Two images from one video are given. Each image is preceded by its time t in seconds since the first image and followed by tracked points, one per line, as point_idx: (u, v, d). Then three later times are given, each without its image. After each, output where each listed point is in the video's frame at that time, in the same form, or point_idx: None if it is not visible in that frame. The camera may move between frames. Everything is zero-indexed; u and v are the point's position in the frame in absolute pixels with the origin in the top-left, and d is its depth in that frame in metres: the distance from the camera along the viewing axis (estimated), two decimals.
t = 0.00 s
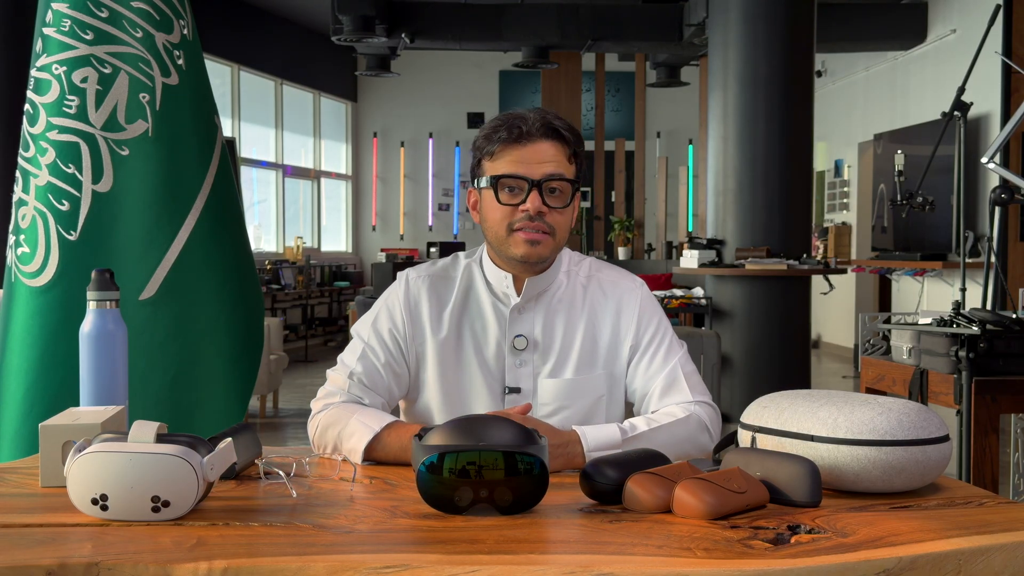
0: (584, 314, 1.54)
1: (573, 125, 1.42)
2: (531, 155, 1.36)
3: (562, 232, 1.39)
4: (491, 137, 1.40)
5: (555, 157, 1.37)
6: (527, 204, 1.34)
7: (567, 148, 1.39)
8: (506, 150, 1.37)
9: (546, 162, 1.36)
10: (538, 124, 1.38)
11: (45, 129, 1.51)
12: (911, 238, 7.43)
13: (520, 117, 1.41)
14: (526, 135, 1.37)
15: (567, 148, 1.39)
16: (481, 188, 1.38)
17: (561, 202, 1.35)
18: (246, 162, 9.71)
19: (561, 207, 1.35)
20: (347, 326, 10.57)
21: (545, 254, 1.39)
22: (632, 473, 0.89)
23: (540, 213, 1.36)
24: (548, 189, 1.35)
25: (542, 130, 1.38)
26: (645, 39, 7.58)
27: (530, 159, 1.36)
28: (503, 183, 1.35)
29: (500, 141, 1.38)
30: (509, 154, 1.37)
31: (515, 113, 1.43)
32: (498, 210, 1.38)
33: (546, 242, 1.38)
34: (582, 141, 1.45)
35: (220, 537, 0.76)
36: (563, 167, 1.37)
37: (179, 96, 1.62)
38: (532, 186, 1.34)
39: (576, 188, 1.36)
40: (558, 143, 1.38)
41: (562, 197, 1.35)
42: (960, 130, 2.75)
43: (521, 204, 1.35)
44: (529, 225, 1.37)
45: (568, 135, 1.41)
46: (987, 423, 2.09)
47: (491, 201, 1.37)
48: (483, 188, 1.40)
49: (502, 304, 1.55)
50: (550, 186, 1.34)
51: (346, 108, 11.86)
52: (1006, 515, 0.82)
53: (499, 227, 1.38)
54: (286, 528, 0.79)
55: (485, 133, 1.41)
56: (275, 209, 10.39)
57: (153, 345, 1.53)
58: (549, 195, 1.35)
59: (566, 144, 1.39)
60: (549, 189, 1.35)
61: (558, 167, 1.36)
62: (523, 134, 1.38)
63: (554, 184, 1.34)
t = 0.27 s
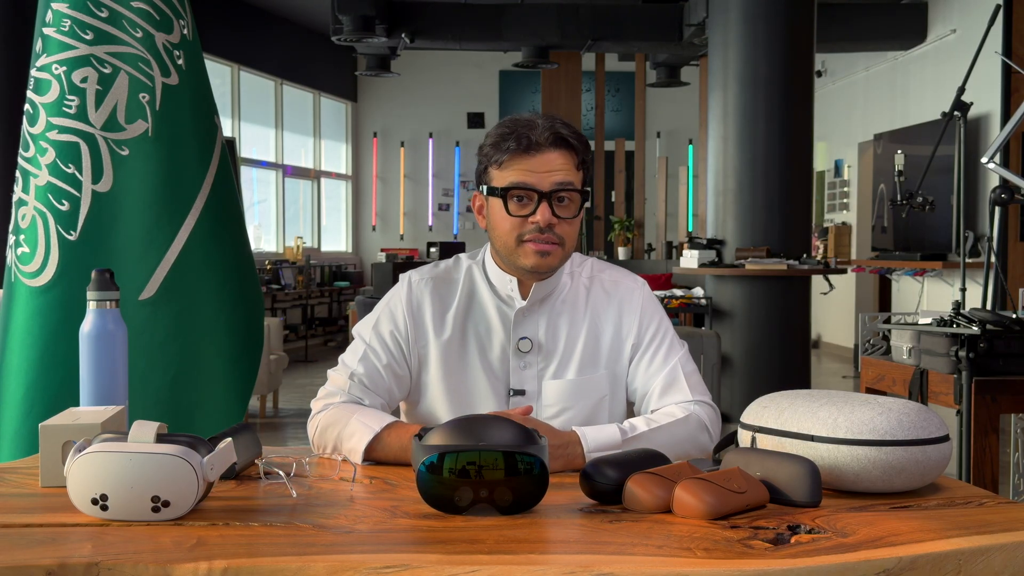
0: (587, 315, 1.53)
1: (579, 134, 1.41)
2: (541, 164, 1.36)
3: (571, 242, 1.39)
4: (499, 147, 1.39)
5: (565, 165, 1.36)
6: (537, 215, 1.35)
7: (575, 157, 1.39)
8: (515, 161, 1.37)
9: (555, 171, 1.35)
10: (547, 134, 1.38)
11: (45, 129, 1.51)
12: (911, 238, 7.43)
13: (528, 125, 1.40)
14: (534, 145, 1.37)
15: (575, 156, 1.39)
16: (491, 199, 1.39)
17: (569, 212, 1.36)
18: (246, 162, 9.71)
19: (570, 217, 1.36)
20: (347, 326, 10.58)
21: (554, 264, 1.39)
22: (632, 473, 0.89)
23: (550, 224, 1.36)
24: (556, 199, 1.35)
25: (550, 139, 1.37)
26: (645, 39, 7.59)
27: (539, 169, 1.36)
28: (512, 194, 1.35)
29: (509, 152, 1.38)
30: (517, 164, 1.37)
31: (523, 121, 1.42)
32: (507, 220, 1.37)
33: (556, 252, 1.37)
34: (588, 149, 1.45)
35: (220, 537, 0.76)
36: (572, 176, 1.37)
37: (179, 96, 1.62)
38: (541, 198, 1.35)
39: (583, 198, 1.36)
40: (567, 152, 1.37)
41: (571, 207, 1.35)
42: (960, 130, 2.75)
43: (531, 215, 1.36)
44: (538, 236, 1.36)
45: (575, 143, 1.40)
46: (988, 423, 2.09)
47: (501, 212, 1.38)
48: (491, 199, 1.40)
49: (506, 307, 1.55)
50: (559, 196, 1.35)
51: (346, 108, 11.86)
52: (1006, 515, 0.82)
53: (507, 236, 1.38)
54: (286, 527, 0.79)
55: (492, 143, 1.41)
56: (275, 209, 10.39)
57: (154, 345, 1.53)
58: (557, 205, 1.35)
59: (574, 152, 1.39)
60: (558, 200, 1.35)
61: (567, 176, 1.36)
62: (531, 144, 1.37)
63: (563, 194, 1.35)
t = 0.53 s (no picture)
0: (587, 316, 1.53)
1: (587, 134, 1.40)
2: (545, 167, 1.35)
3: (574, 244, 1.39)
4: (504, 146, 1.38)
5: (570, 167, 1.35)
6: (541, 218, 1.35)
7: (582, 158, 1.37)
8: (521, 162, 1.36)
9: (560, 174, 1.35)
10: (553, 135, 1.36)
11: (45, 129, 1.52)
12: (911, 238, 7.43)
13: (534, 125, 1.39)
14: (540, 146, 1.36)
15: (582, 158, 1.37)
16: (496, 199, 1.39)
17: (573, 216, 1.36)
18: (246, 162, 9.71)
19: (573, 221, 1.36)
20: (347, 326, 10.58)
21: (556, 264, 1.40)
22: (632, 473, 0.89)
23: (553, 227, 1.36)
24: (559, 203, 1.35)
25: (557, 140, 1.36)
26: (645, 39, 7.59)
27: (544, 172, 1.35)
28: (516, 195, 1.36)
29: (515, 152, 1.37)
30: (522, 165, 1.36)
31: (530, 119, 1.41)
32: (512, 221, 1.38)
33: (558, 254, 1.38)
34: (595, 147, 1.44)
35: (220, 537, 0.76)
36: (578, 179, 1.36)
37: (179, 96, 1.62)
38: (544, 202, 1.35)
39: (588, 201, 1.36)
40: (573, 153, 1.36)
41: (575, 211, 1.35)
42: (960, 130, 2.75)
43: (534, 218, 1.36)
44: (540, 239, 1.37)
45: (583, 144, 1.39)
46: (988, 423, 2.09)
47: (505, 212, 1.38)
48: (497, 198, 1.40)
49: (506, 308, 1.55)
50: (563, 200, 1.35)
51: (346, 107, 11.86)
52: (1006, 515, 0.82)
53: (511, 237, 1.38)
54: (286, 527, 0.79)
55: (498, 141, 1.40)
56: (275, 209, 10.39)
57: (153, 345, 1.53)
58: (561, 208, 1.35)
59: (581, 153, 1.37)
60: (561, 204, 1.35)
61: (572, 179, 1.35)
62: (537, 145, 1.36)
63: (567, 198, 1.35)
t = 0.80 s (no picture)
0: (583, 315, 1.54)
1: (565, 128, 1.42)
2: (526, 158, 1.36)
3: (555, 236, 1.39)
4: (486, 140, 1.39)
5: (550, 159, 1.36)
6: (521, 207, 1.34)
7: (560, 150, 1.39)
8: (502, 153, 1.36)
9: (541, 165, 1.35)
10: (532, 127, 1.38)
11: (45, 129, 1.52)
12: (911, 238, 7.43)
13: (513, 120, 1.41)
14: (519, 138, 1.37)
15: (561, 149, 1.39)
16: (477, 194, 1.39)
17: (555, 206, 1.35)
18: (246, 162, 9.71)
19: (555, 210, 1.35)
20: (347, 326, 10.58)
21: (539, 257, 1.39)
22: (632, 473, 0.89)
23: (533, 216, 1.36)
24: (541, 192, 1.35)
25: (536, 133, 1.38)
26: (645, 39, 7.58)
27: (525, 163, 1.35)
28: (496, 186, 1.34)
29: (494, 145, 1.38)
30: (503, 157, 1.36)
31: (510, 116, 1.42)
32: (494, 215, 1.37)
33: (539, 245, 1.38)
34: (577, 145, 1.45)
35: (220, 537, 0.76)
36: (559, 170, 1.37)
37: (179, 96, 1.62)
38: (525, 190, 1.34)
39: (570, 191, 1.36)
40: (552, 145, 1.38)
41: (557, 200, 1.35)
42: (960, 130, 2.75)
43: (515, 208, 1.35)
44: (522, 229, 1.37)
45: (561, 138, 1.41)
46: (987, 423, 2.09)
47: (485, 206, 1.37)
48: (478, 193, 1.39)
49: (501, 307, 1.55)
50: (545, 188, 1.34)
51: (346, 107, 11.86)
52: (1006, 516, 0.82)
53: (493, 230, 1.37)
54: (286, 528, 0.79)
55: (479, 137, 1.41)
56: (275, 209, 10.39)
57: (153, 345, 1.53)
58: (543, 199, 1.35)
59: (559, 146, 1.39)
60: (543, 192, 1.34)
61: (553, 169, 1.36)
62: (517, 137, 1.38)
63: (549, 188, 1.34)
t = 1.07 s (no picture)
0: (584, 311, 1.53)
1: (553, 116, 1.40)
2: (510, 148, 1.35)
3: (541, 225, 1.39)
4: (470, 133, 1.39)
5: (534, 148, 1.36)
6: (503, 197, 1.35)
7: (547, 138, 1.38)
8: (486, 144, 1.36)
9: (525, 154, 1.35)
10: (515, 116, 1.38)
11: (45, 129, 1.52)
12: (911, 238, 7.43)
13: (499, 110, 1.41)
14: (502, 129, 1.37)
15: (548, 139, 1.38)
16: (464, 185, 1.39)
17: (538, 194, 1.35)
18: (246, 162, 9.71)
19: (537, 199, 1.35)
20: (347, 326, 10.58)
21: (528, 246, 1.39)
22: (632, 473, 0.89)
23: (516, 206, 1.36)
24: (523, 182, 1.35)
25: (519, 122, 1.37)
26: (645, 39, 7.59)
27: (508, 153, 1.35)
28: (481, 178, 1.35)
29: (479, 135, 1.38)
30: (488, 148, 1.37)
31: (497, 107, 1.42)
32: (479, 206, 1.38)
33: (525, 235, 1.38)
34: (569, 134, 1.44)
35: (220, 537, 0.76)
36: (543, 158, 1.36)
37: (178, 96, 1.62)
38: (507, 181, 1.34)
39: (554, 178, 1.36)
40: (537, 135, 1.37)
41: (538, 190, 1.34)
42: (960, 130, 2.75)
43: (498, 198, 1.36)
44: (508, 219, 1.37)
45: (548, 126, 1.39)
46: (988, 423, 2.09)
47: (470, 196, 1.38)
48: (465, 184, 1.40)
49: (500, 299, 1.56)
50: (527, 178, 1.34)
51: (346, 107, 11.86)
52: (1006, 515, 0.82)
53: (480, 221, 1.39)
54: (286, 528, 0.79)
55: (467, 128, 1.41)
56: (275, 208, 10.39)
57: (153, 345, 1.52)
58: (526, 188, 1.35)
59: (546, 135, 1.38)
60: (525, 182, 1.35)
61: (536, 158, 1.36)
62: (501, 128, 1.37)
63: (532, 177, 1.35)
